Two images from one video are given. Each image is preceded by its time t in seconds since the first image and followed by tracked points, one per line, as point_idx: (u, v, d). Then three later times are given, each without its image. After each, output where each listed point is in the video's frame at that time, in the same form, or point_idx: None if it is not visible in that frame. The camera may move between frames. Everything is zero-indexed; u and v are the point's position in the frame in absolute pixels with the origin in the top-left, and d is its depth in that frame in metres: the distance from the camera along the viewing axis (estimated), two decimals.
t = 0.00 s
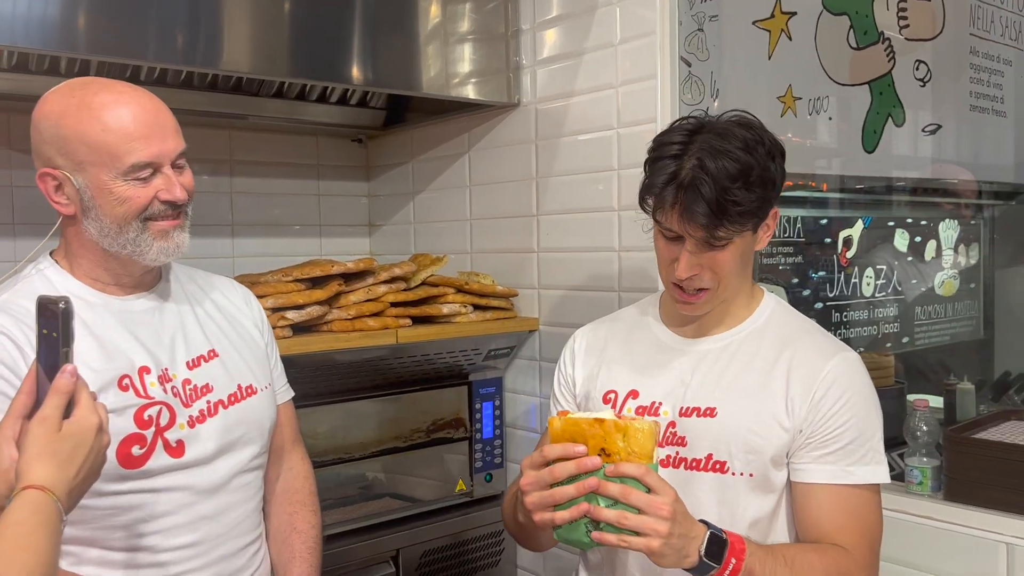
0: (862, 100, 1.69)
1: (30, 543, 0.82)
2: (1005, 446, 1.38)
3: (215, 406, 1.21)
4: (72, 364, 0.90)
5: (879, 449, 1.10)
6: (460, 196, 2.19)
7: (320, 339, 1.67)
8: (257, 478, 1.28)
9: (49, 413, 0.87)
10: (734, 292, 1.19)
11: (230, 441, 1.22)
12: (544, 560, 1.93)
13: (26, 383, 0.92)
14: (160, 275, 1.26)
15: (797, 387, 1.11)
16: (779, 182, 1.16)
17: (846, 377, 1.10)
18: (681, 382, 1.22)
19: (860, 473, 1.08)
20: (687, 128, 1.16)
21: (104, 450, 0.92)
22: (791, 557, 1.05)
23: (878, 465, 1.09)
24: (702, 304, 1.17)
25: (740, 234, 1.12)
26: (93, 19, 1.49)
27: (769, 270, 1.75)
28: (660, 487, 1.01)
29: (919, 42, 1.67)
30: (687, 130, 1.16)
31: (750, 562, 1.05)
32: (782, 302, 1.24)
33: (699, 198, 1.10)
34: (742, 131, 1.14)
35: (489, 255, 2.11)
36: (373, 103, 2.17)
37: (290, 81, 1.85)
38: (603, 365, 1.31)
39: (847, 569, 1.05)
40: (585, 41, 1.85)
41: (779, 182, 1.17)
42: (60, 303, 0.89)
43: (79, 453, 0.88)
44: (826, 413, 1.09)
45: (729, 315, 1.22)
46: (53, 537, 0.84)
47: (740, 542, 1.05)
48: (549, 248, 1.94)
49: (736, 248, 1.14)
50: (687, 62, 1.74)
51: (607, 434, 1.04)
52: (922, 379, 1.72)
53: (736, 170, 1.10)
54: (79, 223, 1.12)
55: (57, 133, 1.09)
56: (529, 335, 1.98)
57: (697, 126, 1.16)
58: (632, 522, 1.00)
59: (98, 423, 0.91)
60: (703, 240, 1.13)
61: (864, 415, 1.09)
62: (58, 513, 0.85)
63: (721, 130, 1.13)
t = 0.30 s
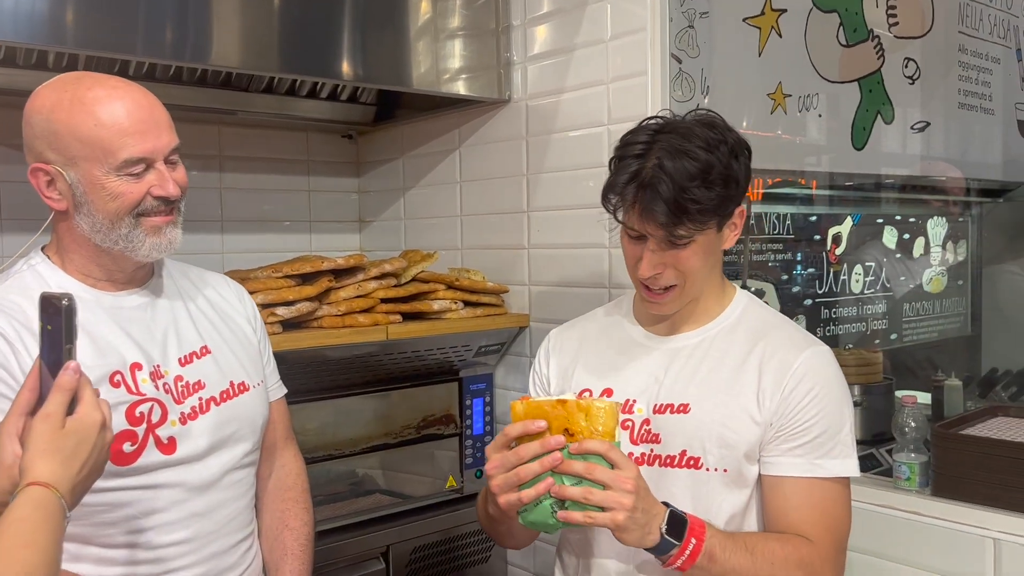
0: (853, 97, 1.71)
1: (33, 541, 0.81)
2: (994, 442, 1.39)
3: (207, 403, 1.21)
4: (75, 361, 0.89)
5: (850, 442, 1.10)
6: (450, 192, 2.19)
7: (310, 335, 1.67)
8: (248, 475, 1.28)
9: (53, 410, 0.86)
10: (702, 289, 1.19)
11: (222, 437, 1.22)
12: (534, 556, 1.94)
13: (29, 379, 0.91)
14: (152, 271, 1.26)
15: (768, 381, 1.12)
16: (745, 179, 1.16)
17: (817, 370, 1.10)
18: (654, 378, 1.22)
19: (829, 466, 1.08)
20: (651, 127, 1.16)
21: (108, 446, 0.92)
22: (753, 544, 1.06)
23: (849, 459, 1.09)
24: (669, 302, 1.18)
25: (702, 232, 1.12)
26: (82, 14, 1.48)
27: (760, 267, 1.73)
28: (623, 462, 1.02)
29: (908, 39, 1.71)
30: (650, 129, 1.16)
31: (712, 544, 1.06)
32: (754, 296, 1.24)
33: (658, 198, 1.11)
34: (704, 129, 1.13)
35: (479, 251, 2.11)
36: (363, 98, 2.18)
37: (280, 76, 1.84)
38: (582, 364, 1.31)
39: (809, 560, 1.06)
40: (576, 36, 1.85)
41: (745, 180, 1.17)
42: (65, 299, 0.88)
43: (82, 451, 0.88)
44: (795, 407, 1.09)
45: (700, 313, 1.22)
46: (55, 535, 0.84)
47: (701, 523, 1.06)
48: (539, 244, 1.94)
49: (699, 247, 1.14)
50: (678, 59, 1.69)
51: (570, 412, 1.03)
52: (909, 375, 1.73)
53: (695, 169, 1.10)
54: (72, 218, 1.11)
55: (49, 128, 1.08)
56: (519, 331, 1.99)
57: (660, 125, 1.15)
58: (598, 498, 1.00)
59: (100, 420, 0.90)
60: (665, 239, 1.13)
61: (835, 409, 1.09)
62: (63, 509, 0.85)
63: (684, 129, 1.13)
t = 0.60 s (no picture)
0: (843, 95, 1.74)
1: (53, 540, 0.81)
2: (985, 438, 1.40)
3: (198, 400, 1.20)
4: (95, 363, 0.90)
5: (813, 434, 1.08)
6: (441, 189, 2.19)
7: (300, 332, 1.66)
8: (240, 474, 1.27)
9: (74, 411, 0.87)
10: (660, 287, 1.20)
11: (214, 435, 1.21)
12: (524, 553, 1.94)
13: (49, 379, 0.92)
14: (144, 268, 1.25)
15: (732, 373, 1.12)
16: (697, 174, 1.15)
17: (779, 362, 1.10)
18: (620, 376, 1.23)
19: (790, 456, 1.07)
20: (601, 126, 1.16)
21: (126, 447, 0.92)
22: (716, 523, 1.05)
23: (812, 450, 1.07)
24: (624, 300, 1.18)
25: (650, 228, 1.12)
26: (70, 10, 1.47)
27: (750, 264, 1.76)
28: (584, 425, 1.03)
29: (898, 38, 1.74)
30: (601, 128, 1.16)
31: (673, 515, 1.04)
32: (718, 291, 1.25)
33: (601, 195, 1.11)
34: (651, 125, 1.13)
35: (470, 249, 2.11)
36: (354, 94, 2.15)
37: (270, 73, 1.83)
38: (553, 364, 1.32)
39: (773, 546, 1.04)
40: (567, 34, 1.85)
41: (698, 175, 1.16)
42: (88, 302, 0.88)
43: (102, 451, 0.88)
44: (756, 398, 1.09)
45: (662, 310, 1.22)
46: (76, 534, 0.84)
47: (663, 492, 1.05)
48: (530, 242, 1.94)
49: (648, 243, 1.13)
50: (669, 56, 1.70)
51: (530, 382, 1.05)
52: (898, 373, 1.74)
53: (638, 165, 1.10)
54: (62, 215, 1.11)
55: (40, 124, 1.08)
56: (510, 330, 1.99)
57: (610, 123, 1.16)
58: (562, 461, 1.00)
59: (121, 421, 0.91)
60: (614, 236, 1.13)
61: (799, 400, 1.09)
62: (83, 510, 0.85)
63: (631, 126, 1.13)
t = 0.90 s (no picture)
0: (835, 93, 1.74)
1: (80, 533, 0.81)
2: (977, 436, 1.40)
3: (189, 397, 1.19)
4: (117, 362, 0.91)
5: (782, 425, 1.09)
6: (432, 187, 2.18)
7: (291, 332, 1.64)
8: (230, 472, 1.26)
9: (99, 408, 0.88)
10: (628, 285, 1.19)
11: (205, 433, 1.20)
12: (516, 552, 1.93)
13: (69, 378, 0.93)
14: (133, 265, 1.24)
15: (702, 366, 1.12)
16: (660, 169, 1.15)
17: (748, 353, 1.10)
18: (593, 372, 1.22)
19: (758, 447, 1.07)
20: (565, 122, 1.16)
21: (147, 446, 0.93)
22: (689, 502, 1.05)
23: (781, 441, 1.08)
24: (589, 298, 1.17)
25: (613, 225, 1.12)
26: (57, 4, 1.45)
27: (740, 262, 1.79)
28: (554, 392, 1.04)
29: (889, 35, 1.73)
30: (564, 124, 1.16)
31: (648, 485, 1.04)
32: (688, 283, 1.24)
33: (561, 193, 1.11)
34: (613, 121, 1.12)
35: (461, 247, 2.10)
36: (344, 92, 2.15)
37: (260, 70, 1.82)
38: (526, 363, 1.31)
39: (743, 530, 1.04)
40: (559, 31, 1.84)
41: (663, 169, 1.15)
42: (111, 301, 0.89)
43: (127, 448, 0.89)
44: (724, 390, 1.09)
45: (634, 305, 1.21)
46: (101, 531, 0.83)
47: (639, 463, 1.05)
48: (522, 239, 1.94)
49: (613, 239, 1.13)
50: (662, 53, 1.73)
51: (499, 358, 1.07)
52: (888, 370, 1.72)
53: (598, 162, 1.09)
54: (49, 212, 1.09)
55: (26, 119, 1.06)
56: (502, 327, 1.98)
57: (573, 120, 1.15)
58: (537, 429, 1.02)
59: (142, 419, 0.92)
60: (577, 234, 1.13)
61: (769, 391, 1.09)
62: (107, 505, 0.85)
63: (593, 123, 1.13)
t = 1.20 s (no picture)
0: (824, 94, 1.76)
1: (91, 531, 0.79)
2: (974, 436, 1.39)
3: (174, 399, 1.17)
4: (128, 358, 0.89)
5: (760, 416, 1.07)
6: (422, 185, 2.16)
7: (278, 332, 1.62)
8: (216, 476, 1.23)
9: (110, 405, 0.86)
10: (609, 281, 1.17)
11: (190, 435, 1.18)
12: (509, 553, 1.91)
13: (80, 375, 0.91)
14: (116, 263, 1.21)
15: (683, 355, 1.10)
16: (652, 168, 1.13)
17: (730, 342, 1.09)
18: (575, 369, 1.20)
19: (734, 435, 1.05)
20: (562, 110, 1.13)
21: (159, 443, 0.92)
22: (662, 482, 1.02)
23: (757, 431, 1.06)
24: (566, 290, 1.14)
25: (598, 218, 1.09)
26: None
27: (731, 261, 1.73)
28: (509, 382, 0.95)
29: (882, 33, 1.81)
30: (562, 111, 1.13)
31: (620, 467, 0.99)
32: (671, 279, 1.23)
33: (551, 178, 1.09)
34: (611, 114, 1.11)
35: (451, 246, 2.08)
36: (332, 89, 2.13)
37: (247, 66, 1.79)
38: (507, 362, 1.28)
39: (716, 514, 1.01)
40: (549, 27, 1.82)
41: (655, 168, 1.14)
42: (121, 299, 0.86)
43: (139, 444, 0.88)
44: (704, 377, 1.08)
45: (615, 301, 1.19)
46: (113, 529, 0.82)
47: (611, 442, 1.00)
48: (512, 238, 1.92)
49: (596, 234, 1.11)
50: (654, 50, 1.65)
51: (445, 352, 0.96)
52: (879, 369, 1.80)
53: (592, 151, 1.07)
54: (28, 209, 1.07)
55: (5, 113, 1.04)
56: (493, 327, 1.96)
57: (570, 108, 1.13)
58: (498, 427, 0.94)
59: (154, 417, 0.90)
60: (561, 223, 1.10)
61: (748, 382, 1.07)
62: (119, 503, 0.84)
63: (590, 112, 1.11)
